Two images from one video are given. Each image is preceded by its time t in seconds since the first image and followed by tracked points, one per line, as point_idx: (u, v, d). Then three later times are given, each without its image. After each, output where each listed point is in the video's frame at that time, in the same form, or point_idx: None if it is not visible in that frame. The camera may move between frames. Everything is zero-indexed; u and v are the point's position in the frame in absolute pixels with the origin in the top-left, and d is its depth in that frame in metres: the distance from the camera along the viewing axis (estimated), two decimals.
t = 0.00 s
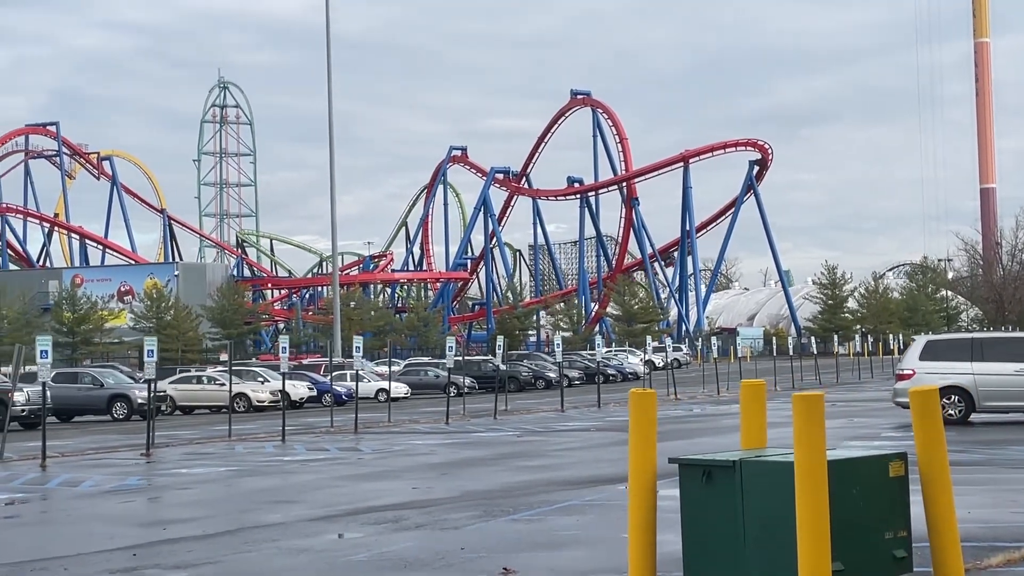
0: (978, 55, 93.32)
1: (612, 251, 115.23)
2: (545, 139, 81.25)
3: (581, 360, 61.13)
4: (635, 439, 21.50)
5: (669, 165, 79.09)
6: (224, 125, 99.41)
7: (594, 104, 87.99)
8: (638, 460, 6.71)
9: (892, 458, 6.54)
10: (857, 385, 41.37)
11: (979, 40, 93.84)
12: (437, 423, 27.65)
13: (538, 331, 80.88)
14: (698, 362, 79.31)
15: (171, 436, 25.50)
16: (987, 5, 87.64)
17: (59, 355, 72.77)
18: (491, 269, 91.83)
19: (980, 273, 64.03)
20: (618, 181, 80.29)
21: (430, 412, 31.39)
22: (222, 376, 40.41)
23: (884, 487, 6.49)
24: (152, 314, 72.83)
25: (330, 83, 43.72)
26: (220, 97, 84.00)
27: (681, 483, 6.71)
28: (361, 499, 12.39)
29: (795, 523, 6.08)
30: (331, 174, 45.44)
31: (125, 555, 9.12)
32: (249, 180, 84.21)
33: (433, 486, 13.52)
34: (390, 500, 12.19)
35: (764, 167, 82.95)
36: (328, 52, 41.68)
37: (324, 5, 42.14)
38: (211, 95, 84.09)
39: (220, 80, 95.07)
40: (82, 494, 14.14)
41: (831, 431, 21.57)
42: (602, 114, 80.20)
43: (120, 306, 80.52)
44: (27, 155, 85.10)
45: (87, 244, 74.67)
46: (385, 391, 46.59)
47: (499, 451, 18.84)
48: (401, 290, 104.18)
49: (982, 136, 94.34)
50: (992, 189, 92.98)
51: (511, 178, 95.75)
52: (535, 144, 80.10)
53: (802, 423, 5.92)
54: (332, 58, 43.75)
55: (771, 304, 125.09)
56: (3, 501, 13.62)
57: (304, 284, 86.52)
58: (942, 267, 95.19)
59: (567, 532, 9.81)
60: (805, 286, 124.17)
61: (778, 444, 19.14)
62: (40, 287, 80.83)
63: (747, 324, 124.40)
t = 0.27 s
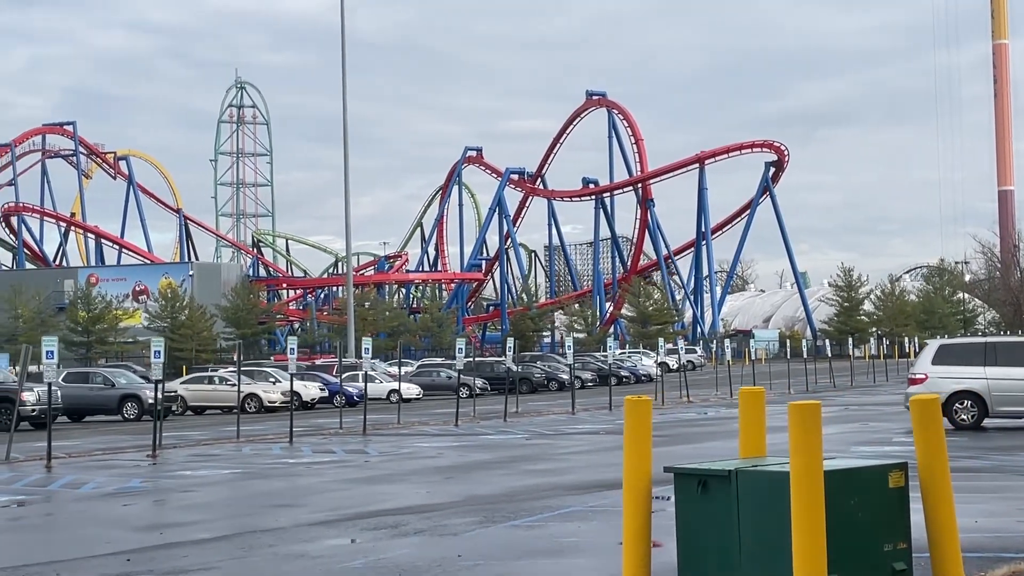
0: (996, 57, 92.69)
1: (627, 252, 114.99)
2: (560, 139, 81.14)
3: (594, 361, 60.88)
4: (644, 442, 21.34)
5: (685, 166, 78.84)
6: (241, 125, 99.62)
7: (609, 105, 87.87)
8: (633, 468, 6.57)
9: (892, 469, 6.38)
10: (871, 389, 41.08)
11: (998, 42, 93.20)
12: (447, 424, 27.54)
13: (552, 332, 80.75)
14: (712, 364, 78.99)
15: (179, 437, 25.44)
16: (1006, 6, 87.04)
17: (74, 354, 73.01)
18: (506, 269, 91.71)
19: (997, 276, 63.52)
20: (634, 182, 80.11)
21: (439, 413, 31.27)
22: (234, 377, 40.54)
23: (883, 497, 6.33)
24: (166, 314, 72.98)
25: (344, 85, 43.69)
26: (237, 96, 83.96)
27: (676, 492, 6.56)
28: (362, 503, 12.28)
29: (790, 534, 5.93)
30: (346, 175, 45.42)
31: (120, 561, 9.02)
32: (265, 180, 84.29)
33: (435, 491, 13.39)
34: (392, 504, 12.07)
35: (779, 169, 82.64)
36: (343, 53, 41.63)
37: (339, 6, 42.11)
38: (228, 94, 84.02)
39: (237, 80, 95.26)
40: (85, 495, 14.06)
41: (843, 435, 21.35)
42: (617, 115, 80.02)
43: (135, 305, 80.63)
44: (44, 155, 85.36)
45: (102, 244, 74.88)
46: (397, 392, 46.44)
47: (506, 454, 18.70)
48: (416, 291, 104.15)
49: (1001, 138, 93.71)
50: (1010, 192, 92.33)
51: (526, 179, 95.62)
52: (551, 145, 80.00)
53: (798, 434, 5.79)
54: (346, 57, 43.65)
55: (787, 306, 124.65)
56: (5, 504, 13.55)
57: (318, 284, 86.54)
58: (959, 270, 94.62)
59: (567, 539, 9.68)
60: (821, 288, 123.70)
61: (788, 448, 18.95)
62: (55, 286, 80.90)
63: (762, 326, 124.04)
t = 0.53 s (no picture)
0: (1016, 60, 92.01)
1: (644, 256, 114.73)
2: (577, 143, 81.08)
3: (609, 366, 60.77)
4: (653, 447, 21.18)
5: (702, 169, 78.70)
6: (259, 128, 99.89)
7: (626, 109, 87.87)
8: (621, 473, 6.46)
9: (885, 475, 6.26)
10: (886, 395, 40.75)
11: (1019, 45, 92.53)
12: (457, 428, 27.45)
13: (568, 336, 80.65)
14: (728, 369, 78.78)
15: (188, 440, 25.41)
16: None
17: (91, 355, 73.33)
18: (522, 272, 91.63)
19: (1016, 281, 62.99)
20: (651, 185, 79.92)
21: (449, 417, 31.17)
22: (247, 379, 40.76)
23: (876, 504, 6.19)
24: (183, 316, 73.21)
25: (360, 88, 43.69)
26: (256, 99, 84.47)
27: (664, 497, 6.45)
28: (362, 506, 12.17)
29: (775, 534, 5.82)
30: (361, 178, 45.40)
31: (112, 564, 8.96)
32: (283, 181, 84.40)
33: (436, 495, 13.28)
34: (392, 507, 11.98)
35: (798, 173, 82.43)
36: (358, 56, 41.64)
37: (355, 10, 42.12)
38: (248, 97, 84.58)
39: (256, 83, 95.53)
40: (86, 497, 14.01)
41: (854, 440, 21.17)
42: (634, 118, 79.92)
43: (152, 308, 80.73)
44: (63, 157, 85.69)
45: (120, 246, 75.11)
46: (410, 395, 46.40)
47: (512, 458, 18.58)
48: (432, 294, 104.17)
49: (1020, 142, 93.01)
50: None
51: (543, 182, 95.53)
52: (568, 148, 79.89)
53: (787, 438, 5.68)
54: (362, 60, 43.68)
55: (805, 311, 124.15)
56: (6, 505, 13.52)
57: (335, 287, 86.64)
58: (979, 275, 93.98)
59: (564, 544, 9.56)
60: (839, 292, 123.16)
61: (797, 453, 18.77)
62: (73, 288, 81.13)
63: (779, 331, 123.61)
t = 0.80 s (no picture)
0: None
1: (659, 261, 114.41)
2: (592, 147, 80.97)
3: (622, 371, 60.63)
4: (660, 453, 21.03)
5: (718, 174, 78.53)
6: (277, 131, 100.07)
7: (642, 113, 87.71)
8: (605, 482, 6.35)
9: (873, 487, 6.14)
10: (901, 402, 40.46)
11: None
12: (464, 433, 27.35)
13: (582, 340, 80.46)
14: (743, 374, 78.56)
15: (195, 444, 25.37)
16: None
17: (106, 358, 73.57)
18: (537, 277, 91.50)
19: None
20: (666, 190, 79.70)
21: (458, 422, 31.07)
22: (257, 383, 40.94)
23: (864, 516, 6.07)
24: (197, 319, 73.35)
25: (375, 92, 43.68)
26: (273, 103, 83.34)
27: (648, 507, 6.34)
28: (358, 513, 12.08)
29: (759, 547, 5.70)
30: (376, 183, 45.39)
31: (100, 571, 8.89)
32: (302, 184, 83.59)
33: (434, 501, 13.18)
34: (388, 514, 11.88)
35: (814, 178, 82.15)
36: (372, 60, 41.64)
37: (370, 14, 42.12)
38: (265, 100, 83.44)
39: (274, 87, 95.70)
40: (84, 502, 13.96)
41: (862, 448, 20.99)
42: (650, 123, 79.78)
43: (167, 311, 80.81)
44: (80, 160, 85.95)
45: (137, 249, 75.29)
46: (421, 400, 46.35)
47: (515, 464, 18.46)
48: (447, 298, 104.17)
49: None
50: None
51: (558, 186, 95.42)
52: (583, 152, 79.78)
53: (769, 449, 5.58)
54: (377, 64, 43.69)
55: (821, 316, 123.66)
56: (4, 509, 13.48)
57: (350, 291, 86.66)
58: (997, 281, 93.40)
59: (556, 554, 9.45)
60: (855, 298, 122.63)
61: (804, 460, 18.59)
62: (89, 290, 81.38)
63: (795, 336, 123.19)
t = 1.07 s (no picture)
0: None
1: (674, 266, 114.22)
2: (608, 152, 80.91)
3: (636, 376, 60.51)
4: (668, 459, 20.89)
5: (733, 179, 78.40)
6: (294, 136, 100.32)
7: (658, 119, 87.62)
8: (599, 489, 6.26)
9: (869, 494, 6.04)
10: (915, 408, 40.26)
11: None
12: (474, 438, 27.32)
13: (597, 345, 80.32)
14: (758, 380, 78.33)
15: (205, 448, 25.38)
16: None
17: (122, 362, 73.86)
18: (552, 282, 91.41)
19: None
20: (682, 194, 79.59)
21: (468, 426, 31.03)
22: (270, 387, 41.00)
23: (858, 522, 5.97)
24: (212, 323, 73.53)
25: (389, 98, 43.82)
26: (292, 109, 87.75)
27: (640, 513, 6.24)
28: (360, 518, 12.00)
29: (750, 553, 5.62)
30: (391, 188, 45.45)
31: None
32: (317, 189, 87.54)
33: (437, 507, 13.10)
34: (388, 519, 11.79)
35: (830, 184, 81.90)
36: (388, 64, 41.76)
37: (386, 17, 42.27)
38: (283, 106, 87.81)
39: (292, 92, 95.96)
40: (87, 505, 13.93)
41: (874, 454, 20.82)
42: (666, 128, 79.68)
43: (183, 314, 80.90)
44: (97, 164, 86.38)
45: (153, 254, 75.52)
46: (434, 405, 46.40)
47: (521, 470, 18.37)
48: (462, 302, 104.18)
49: None
50: None
51: (574, 192, 95.38)
52: (599, 157, 79.74)
53: (760, 456, 5.50)
54: (391, 68, 43.69)
55: (837, 322, 123.21)
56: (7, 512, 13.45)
57: (365, 296, 86.71)
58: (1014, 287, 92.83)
59: (555, 560, 9.36)
60: (872, 303, 122.15)
61: (813, 466, 18.46)
62: (105, 294, 81.54)
63: (811, 342, 122.85)
